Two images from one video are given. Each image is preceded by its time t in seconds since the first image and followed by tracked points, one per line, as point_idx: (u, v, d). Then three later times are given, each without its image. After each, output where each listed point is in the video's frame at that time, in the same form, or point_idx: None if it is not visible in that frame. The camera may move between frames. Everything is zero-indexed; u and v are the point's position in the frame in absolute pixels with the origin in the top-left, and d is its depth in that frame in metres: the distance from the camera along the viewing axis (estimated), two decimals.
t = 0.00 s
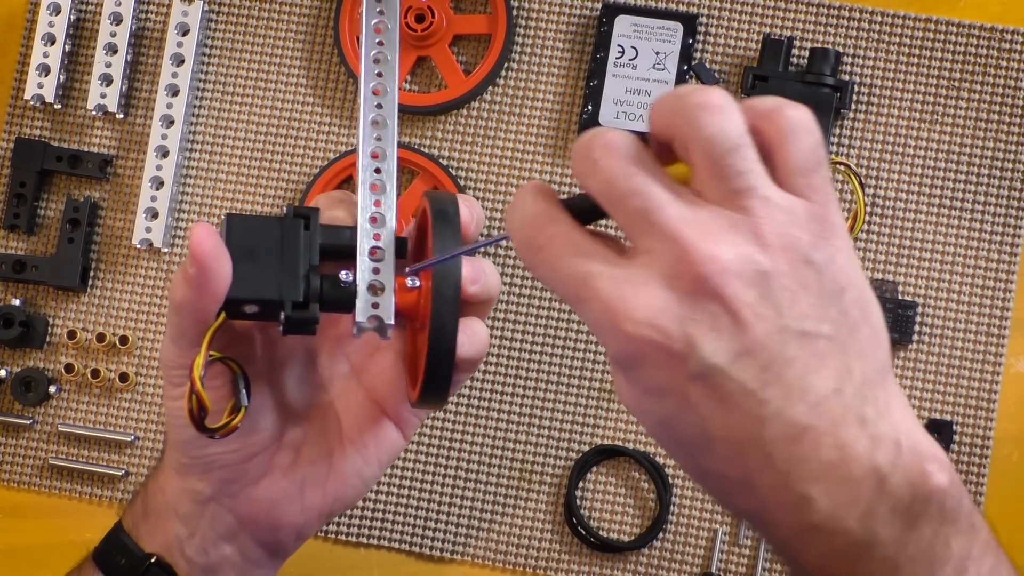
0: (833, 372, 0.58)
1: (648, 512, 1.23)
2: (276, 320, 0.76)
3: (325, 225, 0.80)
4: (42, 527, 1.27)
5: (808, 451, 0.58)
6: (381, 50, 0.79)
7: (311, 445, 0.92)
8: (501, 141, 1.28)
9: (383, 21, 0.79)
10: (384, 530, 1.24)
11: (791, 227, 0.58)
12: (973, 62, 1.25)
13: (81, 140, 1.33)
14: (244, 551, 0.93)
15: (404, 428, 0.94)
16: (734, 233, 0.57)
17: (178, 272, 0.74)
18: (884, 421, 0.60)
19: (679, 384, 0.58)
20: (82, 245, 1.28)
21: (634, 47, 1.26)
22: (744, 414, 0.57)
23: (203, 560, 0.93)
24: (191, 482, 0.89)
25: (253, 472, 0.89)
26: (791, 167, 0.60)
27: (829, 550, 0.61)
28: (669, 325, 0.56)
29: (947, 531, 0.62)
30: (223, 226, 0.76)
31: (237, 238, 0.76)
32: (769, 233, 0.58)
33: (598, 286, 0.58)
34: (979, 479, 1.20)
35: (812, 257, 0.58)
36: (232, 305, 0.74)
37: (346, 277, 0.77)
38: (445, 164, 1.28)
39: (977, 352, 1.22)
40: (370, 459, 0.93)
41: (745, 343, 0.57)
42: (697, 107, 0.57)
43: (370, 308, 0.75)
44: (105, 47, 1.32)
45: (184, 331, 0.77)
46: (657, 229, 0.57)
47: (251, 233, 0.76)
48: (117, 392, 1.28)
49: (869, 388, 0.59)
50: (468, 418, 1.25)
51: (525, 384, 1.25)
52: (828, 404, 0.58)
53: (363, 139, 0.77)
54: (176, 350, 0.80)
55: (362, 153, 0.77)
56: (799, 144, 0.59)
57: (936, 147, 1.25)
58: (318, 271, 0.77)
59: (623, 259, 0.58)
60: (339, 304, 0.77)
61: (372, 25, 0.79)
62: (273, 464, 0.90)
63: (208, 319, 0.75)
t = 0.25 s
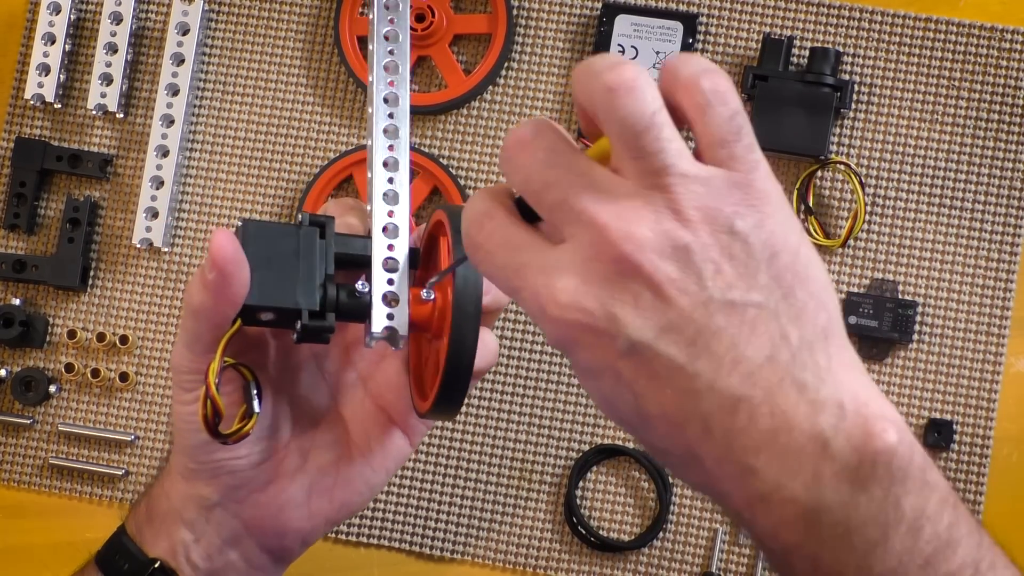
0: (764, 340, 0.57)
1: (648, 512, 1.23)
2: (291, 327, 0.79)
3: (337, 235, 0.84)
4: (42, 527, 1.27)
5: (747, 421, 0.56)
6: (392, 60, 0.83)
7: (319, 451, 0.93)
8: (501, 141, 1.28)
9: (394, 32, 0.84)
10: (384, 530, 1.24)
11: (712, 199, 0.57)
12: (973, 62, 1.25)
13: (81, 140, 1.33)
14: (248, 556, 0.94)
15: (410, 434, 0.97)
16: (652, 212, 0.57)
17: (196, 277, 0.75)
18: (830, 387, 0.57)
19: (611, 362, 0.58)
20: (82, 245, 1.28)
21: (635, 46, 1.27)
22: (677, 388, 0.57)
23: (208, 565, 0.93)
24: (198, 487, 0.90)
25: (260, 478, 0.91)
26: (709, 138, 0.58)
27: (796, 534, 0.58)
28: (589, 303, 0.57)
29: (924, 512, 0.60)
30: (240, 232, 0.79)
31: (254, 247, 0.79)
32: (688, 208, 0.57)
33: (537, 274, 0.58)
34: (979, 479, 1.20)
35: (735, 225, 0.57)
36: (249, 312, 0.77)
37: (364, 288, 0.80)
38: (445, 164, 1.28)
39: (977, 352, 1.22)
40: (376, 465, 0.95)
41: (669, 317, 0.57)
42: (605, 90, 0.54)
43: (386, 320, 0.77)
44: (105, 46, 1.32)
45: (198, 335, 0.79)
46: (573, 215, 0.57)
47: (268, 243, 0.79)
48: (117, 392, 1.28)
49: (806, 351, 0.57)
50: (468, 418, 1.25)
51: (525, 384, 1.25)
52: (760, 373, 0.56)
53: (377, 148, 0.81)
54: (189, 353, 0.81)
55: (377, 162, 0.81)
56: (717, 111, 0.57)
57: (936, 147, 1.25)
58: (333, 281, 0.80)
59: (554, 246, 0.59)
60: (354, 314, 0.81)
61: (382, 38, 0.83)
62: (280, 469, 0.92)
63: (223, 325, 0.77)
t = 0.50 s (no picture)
0: (741, 324, 0.56)
1: (648, 512, 1.23)
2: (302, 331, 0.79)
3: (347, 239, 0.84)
4: (42, 527, 1.27)
5: (723, 403, 0.55)
6: (404, 59, 0.81)
7: (326, 452, 0.94)
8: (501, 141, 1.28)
9: (408, 29, 0.82)
10: (384, 529, 1.24)
11: (684, 185, 0.57)
12: (973, 62, 1.25)
13: (81, 140, 1.33)
14: (251, 556, 0.95)
15: (417, 436, 0.97)
16: (625, 198, 0.56)
17: (208, 278, 0.75)
18: (807, 369, 0.56)
19: (587, 350, 0.57)
20: (82, 245, 1.28)
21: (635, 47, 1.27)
22: (653, 373, 0.56)
23: (213, 565, 0.93)
24: (203, 487, 0.90)
25: (265, 479, 0.91)
26: (678, 125, 0.57)
27: (778, 520, 0.56)
28: (565, 290, 0.56)
29: (924, 506, 0.59)
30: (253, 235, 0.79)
31: (266, 250, 0.79)
32: (661, 193, 0.56)
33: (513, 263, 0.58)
34: (979, 479, 1.20)
35: (708, 209, 0.57)
36: (260, 315, 0.77)
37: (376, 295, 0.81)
38: (445, 164, 1.28)
39: (977, 352, 1.22)
40: (383, 467, 0.95)
41: (644, 303, 0.56)
42: (576, 78, 0.53)
43: (397, 325, 0.77)
44: (105, 46, 1.32)
45: (208, 336, 0.79)
46: (546, 204, 0.57)
47: (279, 245, 0.79)
48: (117, 392, 1.28)
49: (783, 335, 0.57)
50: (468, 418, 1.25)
51: (525, 384, 1.25)
52: (736, 357, 0.56)
53: (388, 150, 0.80)
54: (198, 353, 0.81)
55: (388, 166, 0.80)
56: (686, 98, 0.57)
57: (936, 147, 1.25)
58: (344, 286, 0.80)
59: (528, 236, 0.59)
60: (365, 319, 0.81)
61: (396, 36, 0.81)
62: (286, 470, 0.92)
63: (233, 328, 0.77)
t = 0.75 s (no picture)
0: (740, 320, 0.57)
1: (648, 512, 1.23)
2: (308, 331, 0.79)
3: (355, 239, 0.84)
4: (42, 527, 1.27)
5: (724, 400, 0.56)
6: (411, 58, 0.81)
7: (330, 451, 0.94)
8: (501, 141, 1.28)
9: (415, 28, 0.81)
10: (384, 529, 1.24)
11: (684, 182, 0.57)
12: (973, 62, 1.25)
13: (81, 140, 1.33)
14: (255, 555, 0.95)
15: (421, 436, 0.96)
16: (625, 195, 0.56)
17: (215, 279, 0.75)
18: (807, 364, 0.57)
19: (588, 347, 0.57)
20: (82, 245, 1.28)
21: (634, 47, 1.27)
22: (654, 370, 0.57)
23: (216, 565, 0.93)
24: (207, 487, 0.91)
25: (269, 479, 0.91)
26: (676, 123, 0.57)
27: (778, 515, 0.57)
28: (565, 287, 0.56)
29: (925, 502, 0.59)
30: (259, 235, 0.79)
31: (273, 251, 0.79)
32: (660, 190, 0.56)
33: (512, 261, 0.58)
34: (979, 479, 1.20)
35: (707, 206, 0.57)
36: (266, 316, 0.77)
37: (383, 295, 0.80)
38: (445, 164, 1.28)
39: (977, 352, 1.22)
40: (387, 466, 0.95)
41: (644, 299, 0.56)
42: (576, 76, 0.53)
43: (403, 327, 0.78)
44: (105, 46, 1.32)
45: (214, 336, 0.79)
46: (546, 201, 0.57)
47: (287, 246, 0.79)
48: (117, 392, 1.28)
49: (783, 331, 0.57)
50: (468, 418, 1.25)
51: (525, 384, 1.25)
52: (736, 353, 0.56)
53: (395, 150, 0.80)
54: (204, 353, 0.81)
55: (396, 166, 0.80)
56: (682, 96, 0.57)
57: (936, 147, 1.25)
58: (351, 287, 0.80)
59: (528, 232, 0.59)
60: (371, 319, 0.81)
61: (402, 34, 0.81)
62: (290, 470, 0.92)
63: (239, 328, 0.77)
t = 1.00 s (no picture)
0: (738, 318, 0.57)
1: (648, 512, 1.23)
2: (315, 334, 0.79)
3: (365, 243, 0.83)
4: (42, 527, 1.27)
5: (725, 398, 0.56)
6: (422, 61, 0.81)
7: (334, 454, 0.95)
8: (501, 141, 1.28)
9: (426, 32, 0.81)
10: (384, 529, 1.24)
11: (675, 183, 0.58)
12: (974, 62, 1.25)
13: (81, 140, 1.33)
14: (257, 557, 0.95)
15: (425, 440, 0.97)
16: (617, 198, 0.57)
17: (225, 280, 0.75)
18: (807, 360, 0.57)
19: (588, 352, 0.58)
20: (82, 245, 1.28)
21: (634, 47, 1.27)
22: (654, 372, 0.57)
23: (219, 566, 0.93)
24: (210, 489, 0.90)
25: (274, 481, 0.92)
26: (660, 128, 0.59)
27: (781, 512, 0.57)
28: (563, 293, 0.56)
29: (928, 498, 0.59)
30: (269, 236, 0.78)
31: (281, 253, 0.78)
32: (652, 191, 0.57)
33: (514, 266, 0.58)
34: (979, 479, 1.20)
35: (699, 206, 0.58)
36: (275, 320, 0.77)
37: (391, 300, 0.80)
38: (445, 164, 1.28)
39: (977, 352, 1.22)
40: (390, 469, 0.96)
41: (641, 301, 0.57)
42: (565, 79, 0.54)
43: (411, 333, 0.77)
44: (105, 46, 1.32)
45: (222, 339, 0.79)
46: (541, 208, 0.57)
47: (296, 249, 0.78)
48: (117, 392, 1.28)
49: (781, 327, 0.57)
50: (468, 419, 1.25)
51: (525, 384, 1.25)
52: (735, 351, 0.56)
53: (405, 154, 0.80)
54: (211, 355, 0.81)
55: (405, 170, 0.80)
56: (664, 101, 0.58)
57: (936, 147, 1.25)
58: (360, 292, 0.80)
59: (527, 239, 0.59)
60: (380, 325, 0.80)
61: (414, 38, 0.81)
62: (295, 472, 0.93)
63: (248, 331, 0.77)
